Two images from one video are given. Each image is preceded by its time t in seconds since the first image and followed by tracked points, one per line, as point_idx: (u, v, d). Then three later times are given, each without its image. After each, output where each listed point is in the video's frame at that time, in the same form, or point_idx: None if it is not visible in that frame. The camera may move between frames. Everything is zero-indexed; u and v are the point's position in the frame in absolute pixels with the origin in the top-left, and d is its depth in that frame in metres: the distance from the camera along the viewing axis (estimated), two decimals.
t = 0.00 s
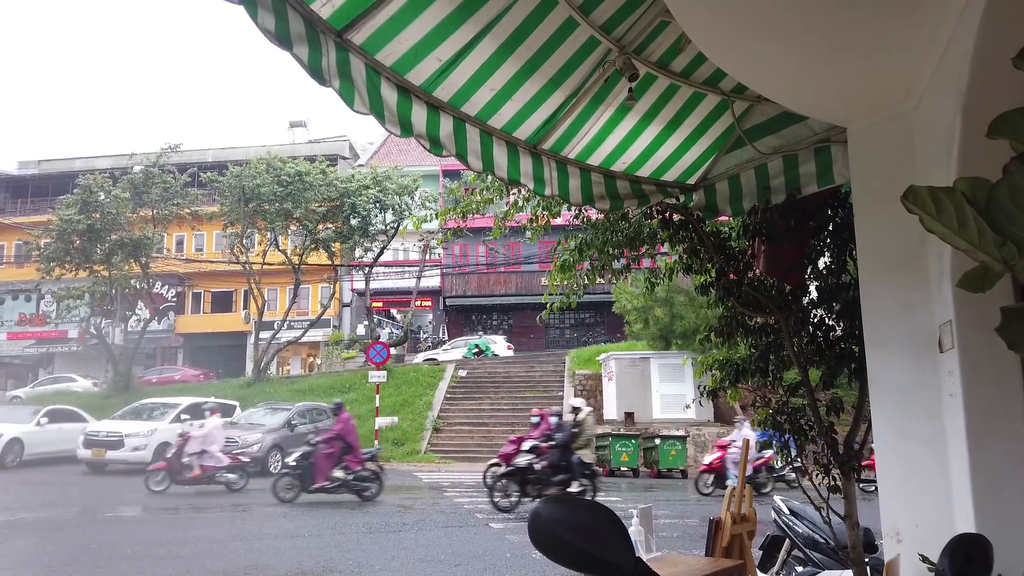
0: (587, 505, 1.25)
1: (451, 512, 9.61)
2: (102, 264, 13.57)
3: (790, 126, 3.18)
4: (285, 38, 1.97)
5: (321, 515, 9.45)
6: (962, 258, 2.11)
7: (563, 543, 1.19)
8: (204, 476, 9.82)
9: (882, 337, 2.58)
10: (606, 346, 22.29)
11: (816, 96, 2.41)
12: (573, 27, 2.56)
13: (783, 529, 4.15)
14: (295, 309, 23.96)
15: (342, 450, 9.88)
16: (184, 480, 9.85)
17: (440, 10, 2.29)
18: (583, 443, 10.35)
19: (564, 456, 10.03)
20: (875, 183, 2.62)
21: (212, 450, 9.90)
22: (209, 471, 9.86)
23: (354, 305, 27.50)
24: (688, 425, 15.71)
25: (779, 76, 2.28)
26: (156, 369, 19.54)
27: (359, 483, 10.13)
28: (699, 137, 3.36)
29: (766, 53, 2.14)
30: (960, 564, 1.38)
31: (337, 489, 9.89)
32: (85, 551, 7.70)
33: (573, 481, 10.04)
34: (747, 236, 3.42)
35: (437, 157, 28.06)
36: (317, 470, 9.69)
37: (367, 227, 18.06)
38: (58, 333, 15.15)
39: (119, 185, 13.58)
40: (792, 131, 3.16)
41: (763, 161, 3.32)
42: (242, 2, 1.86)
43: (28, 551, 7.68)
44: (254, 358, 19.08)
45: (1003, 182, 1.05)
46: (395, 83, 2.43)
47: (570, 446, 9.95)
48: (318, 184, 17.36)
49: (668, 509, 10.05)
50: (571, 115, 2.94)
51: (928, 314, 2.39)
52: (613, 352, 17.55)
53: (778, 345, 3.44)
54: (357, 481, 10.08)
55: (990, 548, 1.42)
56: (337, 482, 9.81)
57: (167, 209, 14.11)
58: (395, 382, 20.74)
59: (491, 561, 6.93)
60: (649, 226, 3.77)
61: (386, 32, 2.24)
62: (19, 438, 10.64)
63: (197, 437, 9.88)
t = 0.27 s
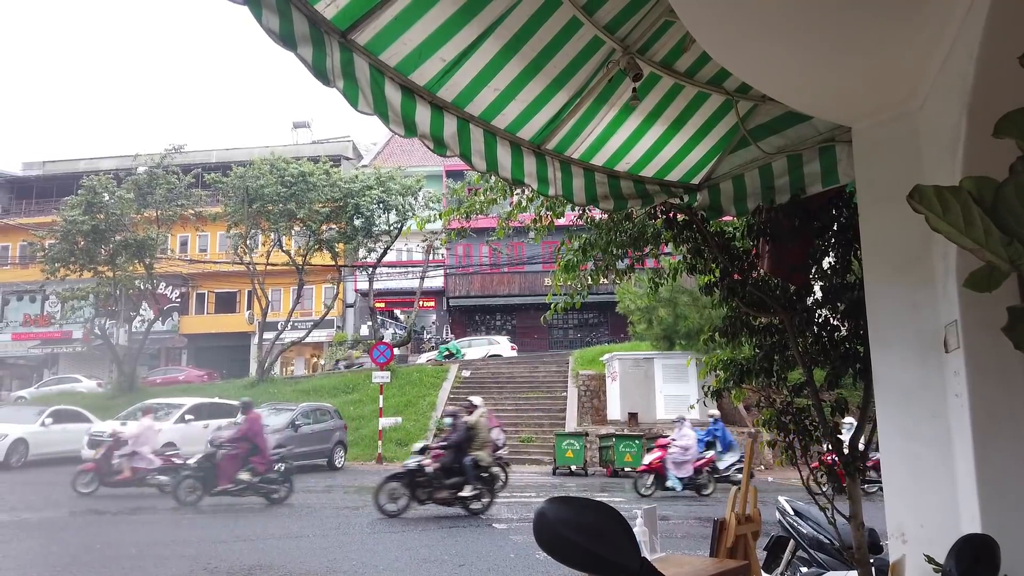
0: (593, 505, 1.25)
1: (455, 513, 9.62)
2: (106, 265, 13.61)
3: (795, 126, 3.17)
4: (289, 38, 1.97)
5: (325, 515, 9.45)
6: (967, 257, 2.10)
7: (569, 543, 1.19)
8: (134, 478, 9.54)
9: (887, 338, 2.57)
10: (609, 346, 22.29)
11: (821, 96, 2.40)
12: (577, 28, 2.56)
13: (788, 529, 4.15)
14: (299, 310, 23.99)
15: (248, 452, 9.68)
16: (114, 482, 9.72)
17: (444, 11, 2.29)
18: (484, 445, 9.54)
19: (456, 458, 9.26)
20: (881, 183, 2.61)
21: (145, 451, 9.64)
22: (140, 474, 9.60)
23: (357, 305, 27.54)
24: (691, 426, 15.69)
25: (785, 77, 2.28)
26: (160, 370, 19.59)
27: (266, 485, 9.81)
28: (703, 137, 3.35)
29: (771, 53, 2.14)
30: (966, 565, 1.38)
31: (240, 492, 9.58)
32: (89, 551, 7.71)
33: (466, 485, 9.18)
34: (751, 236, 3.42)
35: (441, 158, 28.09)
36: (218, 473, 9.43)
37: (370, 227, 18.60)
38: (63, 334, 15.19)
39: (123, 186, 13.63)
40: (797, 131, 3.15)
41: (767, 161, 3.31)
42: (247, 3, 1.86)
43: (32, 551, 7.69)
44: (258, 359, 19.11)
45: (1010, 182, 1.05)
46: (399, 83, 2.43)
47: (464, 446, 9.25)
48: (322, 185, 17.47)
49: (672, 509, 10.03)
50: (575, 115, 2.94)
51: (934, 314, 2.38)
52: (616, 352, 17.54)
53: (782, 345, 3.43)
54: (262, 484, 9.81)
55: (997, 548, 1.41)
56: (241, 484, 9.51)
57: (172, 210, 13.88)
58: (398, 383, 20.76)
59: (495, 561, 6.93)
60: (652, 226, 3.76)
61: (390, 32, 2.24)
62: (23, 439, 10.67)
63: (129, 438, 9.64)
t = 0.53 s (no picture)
0: (581, 506, 1.24)
1: (455, 512, 9.62)
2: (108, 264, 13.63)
3: (793, 125, 3.16)
4: (283, 37, 1.97)
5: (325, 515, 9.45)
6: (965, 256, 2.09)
7: (556, 544, 1.19)
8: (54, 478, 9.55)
9: (886, 337, 2.56)
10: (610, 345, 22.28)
11: (819, 94, 2.39)
12: (574, 27, 2.56)
13: (787, 529, 4.14)
14: (301, 309, 24.02)
15: (141, 453, 9.42)
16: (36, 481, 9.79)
17: (440, 9, 2.29)
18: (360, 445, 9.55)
19: (330, 459, 9.28)
20: (879, 182, 2.60)
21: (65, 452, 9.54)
22: (62, 473, 9.53)
23: (358, 305, 27.56)
24: (692, 425, 15.69)
25: (782, 75, 2.27)
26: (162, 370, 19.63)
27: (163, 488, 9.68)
28: (702, 136, 3.34)
29: (768, 51, 2.13)
30: (959, 565, 1.37)
31: (131, 494, 9.41)
32: (88, 550, 7.71)
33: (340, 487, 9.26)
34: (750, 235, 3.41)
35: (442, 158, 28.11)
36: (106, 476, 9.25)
37: (371, 227, 18.86)
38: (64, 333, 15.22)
39: (125, 186, 13.69)
40: (795, 130, 3.14)
41: (766, 160, 3.30)
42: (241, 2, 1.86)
43: (32, 550, 7.69)
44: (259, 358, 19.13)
45: (1004, 181, 1.04)
46: (395, 82, 2.43)
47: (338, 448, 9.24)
48: (323, 185, 17.52)
49: (672, 509, 10.03)
50: (573, 113, 2.93)
51: (933, 313, 2.37)
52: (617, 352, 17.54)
53: (780, 344, 3.43)
54: (156, 487, 9.63)
55: (991, 549, 1.40)
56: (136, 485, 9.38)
57: (173, 209, 14.37)
58: (399, 383, 20.77)
59: (495, 561, 6.92)
60: (651, 226, 3.76)
61: (386, 31, 2.24)
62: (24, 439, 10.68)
63: (48, 440, 9.52)
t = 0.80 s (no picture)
0: (571, 505, 1.24)
1: (452, 512, 9.61)
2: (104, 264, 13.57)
3: (788, 124, 3.16)
4: (275, 36, 1.96)
5: (322, 515, 9.44)
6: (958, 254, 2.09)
7: (544, 544, 1.18)
8: None
9: (880, 336, 2.56)
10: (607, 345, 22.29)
11: (814, 93, 2.39)
12: (568, 25, 2.55)
13: (783, 528, 4.14)
14: (298, 309, 23.97)
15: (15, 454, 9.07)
16: None
17: (433, 9, 2.28)
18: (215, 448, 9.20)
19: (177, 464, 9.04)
20: (874, 180, 2.60)
21: None
22: None
23: (356, 305, 27.53)
24: (689, 425, 15.70)
25: (776, 74, 2.27)
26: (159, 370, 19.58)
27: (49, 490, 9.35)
28: (697, 135, 3.34)
29: (763, 50, 2.13)
30: (951, 565, 1.37)
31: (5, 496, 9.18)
32: (83, 551, 7.68)
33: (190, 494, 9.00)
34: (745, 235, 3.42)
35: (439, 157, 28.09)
36: None
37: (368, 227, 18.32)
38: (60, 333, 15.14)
39: (121, 186, 13.61)
40: (790, 129, 3.14)
41: (762, 160, 3.30)
42: None
43: (26, 551, 7.66)
44: (256, 358, 19.09)
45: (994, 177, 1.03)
46: (389, 81, 2.42)
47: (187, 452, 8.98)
48: (320, 184, 17.45)
49: (669, 509, 10.03)
50: (568, 112, 2.92)
51: (927, 313, 2.37)
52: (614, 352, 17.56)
53: (776, 344, 3.43)
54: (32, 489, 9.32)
55: (983, 547, 1.40)
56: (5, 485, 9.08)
57: (170, 209, 14.24)
58: (397, 382, 20.75)
59: (491, 561, 6.92)
60: (647, 225, 3.76)
61: (379, 31, 2.24)
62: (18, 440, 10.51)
63: None
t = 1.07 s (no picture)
0: (564, 507, 1.24)
1: (447, 513, 9.61)
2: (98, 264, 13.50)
3: (782, 125, 3.16)
4: (270, 36, 1.95)
5: (317, 516, 9.43)
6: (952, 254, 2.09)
7: (537, 545, 1.18)
8: None
9: (874, 337, 2.56)
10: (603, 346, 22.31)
11: (809, 93, 2.39)
12: (563, 26, 2.55)
13: (777, 528, 4.15)
14: (294, 309, 23.92)
15: None
16: None
17: (428, 9, 2.28)
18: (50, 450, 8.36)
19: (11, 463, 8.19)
20: (868, 181, 2.61)
21: None
22: None
23: (352, 305, 27.50)
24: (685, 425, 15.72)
25: (772, 75, 2.27)
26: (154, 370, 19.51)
27: None
28: (693, 136, 3.34)
29: (758, 50, 2.13)
30: (943, 565, 1.37)
31: None
32: (78, 552, 7.64)
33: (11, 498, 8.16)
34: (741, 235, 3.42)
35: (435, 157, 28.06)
36: None
37: (364, 226, 18.24)
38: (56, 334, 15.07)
39: (116, 185, 13.57)
40: (785, 130, 3.15)
41: (757, 160, 3.30)
42: None
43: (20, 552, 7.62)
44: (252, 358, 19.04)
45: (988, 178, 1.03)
46: (385, 82, 2.42)
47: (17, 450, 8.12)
48: (316, 184, 17.46)
49: (664, 509, 10.04)
50: (564, 112, 2.92)
51: (922, 314, 2.37)
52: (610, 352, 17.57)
53: (770, 344, 3.43)
54: None
55: (975, 549, 1.40)
56: None
57: (166, 208, 14.16)
58: (393, 383, 20.73)
59: (486, 561, 6.92)
60: (642, 226, 3.75)
61: (374, 31, 2.24)
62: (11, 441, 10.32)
63: None
